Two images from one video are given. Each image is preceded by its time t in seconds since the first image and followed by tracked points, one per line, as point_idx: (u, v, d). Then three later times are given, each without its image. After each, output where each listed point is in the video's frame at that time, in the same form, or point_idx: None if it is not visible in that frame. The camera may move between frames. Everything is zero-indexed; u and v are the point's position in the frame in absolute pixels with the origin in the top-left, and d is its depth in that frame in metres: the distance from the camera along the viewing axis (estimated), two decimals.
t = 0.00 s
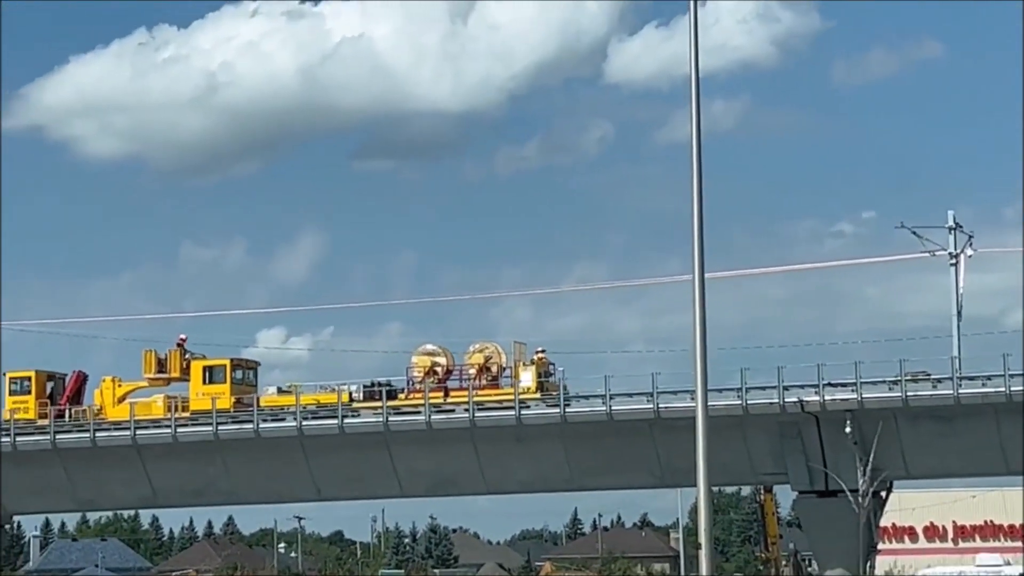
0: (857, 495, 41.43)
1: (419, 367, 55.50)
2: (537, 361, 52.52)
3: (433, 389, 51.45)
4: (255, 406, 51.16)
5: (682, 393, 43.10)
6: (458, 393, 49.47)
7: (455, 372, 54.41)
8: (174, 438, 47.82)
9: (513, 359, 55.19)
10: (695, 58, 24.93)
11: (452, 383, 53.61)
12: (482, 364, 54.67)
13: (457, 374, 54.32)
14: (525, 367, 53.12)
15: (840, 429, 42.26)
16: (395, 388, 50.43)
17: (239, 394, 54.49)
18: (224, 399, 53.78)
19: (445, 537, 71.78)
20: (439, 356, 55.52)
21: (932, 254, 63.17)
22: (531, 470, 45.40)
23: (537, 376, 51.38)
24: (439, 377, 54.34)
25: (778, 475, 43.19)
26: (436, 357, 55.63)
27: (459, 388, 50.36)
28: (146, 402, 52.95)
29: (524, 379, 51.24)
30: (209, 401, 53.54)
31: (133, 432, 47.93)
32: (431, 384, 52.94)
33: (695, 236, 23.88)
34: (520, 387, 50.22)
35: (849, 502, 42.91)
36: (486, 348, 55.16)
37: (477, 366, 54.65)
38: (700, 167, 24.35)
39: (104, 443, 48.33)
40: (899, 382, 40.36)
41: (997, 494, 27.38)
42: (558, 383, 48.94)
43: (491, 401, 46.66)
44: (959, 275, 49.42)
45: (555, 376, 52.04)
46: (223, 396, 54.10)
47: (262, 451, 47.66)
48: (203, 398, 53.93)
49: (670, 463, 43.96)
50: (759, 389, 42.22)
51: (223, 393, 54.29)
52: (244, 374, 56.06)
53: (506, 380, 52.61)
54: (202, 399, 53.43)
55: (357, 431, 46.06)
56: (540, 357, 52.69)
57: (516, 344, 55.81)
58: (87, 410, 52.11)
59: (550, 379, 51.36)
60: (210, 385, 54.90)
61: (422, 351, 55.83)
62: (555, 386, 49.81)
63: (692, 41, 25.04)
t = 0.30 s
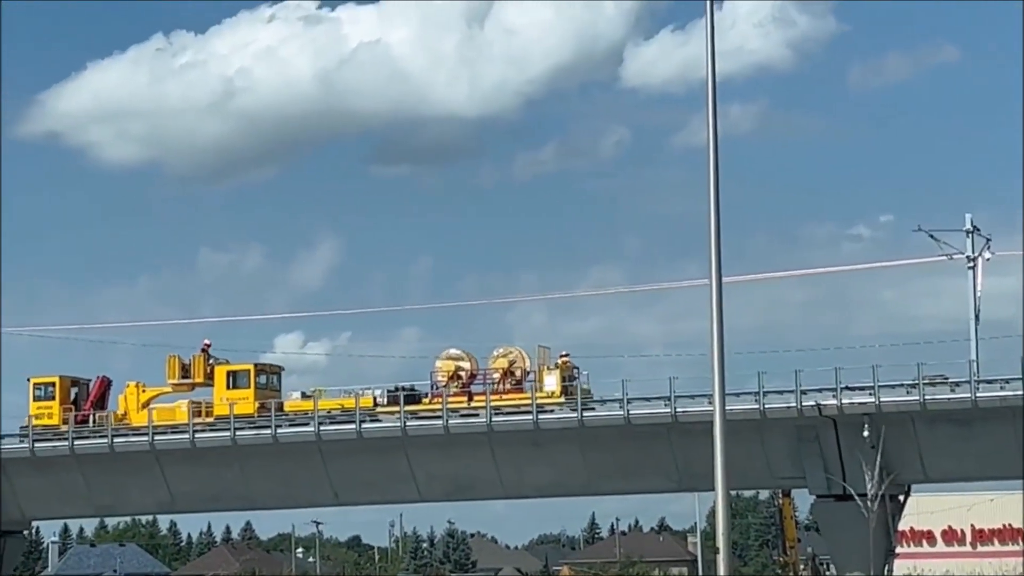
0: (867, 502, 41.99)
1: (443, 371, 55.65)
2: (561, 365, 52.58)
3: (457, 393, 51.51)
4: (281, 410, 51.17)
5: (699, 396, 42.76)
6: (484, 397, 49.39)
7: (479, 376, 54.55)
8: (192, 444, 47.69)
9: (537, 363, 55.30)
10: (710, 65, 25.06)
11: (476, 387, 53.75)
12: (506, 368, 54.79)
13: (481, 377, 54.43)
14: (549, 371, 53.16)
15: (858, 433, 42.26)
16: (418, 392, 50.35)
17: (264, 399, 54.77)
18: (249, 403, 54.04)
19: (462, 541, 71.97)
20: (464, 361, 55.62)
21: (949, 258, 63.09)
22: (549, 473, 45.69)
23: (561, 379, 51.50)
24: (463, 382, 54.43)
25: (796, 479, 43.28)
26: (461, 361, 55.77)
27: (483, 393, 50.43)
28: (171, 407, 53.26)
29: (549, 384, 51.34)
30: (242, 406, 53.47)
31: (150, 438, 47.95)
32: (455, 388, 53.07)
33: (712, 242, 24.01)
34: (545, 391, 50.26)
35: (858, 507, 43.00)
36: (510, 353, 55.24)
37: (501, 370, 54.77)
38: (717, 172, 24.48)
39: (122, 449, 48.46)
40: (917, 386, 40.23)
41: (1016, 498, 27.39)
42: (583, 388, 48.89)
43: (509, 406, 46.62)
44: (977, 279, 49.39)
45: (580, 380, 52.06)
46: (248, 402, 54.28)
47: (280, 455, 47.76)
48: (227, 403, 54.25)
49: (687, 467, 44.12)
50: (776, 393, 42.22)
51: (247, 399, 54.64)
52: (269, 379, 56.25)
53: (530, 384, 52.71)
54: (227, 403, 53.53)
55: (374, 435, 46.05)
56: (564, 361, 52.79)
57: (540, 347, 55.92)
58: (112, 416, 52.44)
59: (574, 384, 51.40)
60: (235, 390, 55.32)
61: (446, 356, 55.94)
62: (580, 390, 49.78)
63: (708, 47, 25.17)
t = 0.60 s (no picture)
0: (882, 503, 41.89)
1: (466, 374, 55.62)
2: (584, 368, 52.61)
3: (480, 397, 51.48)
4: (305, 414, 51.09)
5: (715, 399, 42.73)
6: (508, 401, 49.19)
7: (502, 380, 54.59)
8: (208, 448, 48.00)
9: (560, 366, 55.35)
10: (726, 68, 25.10)
11: (498, 390, 53.81)
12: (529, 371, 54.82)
13: (504, 381, 54.48)
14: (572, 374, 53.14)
15: (874, 436, 42.23)
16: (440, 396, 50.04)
17: (286, 403, 54.91)
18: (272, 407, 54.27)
19: (478, 545, 72.03)
20: (486, 363, 55.63)
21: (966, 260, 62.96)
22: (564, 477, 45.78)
23: (584, 382, 51.51)
24: (486, 385, 54.43)
25: (813, 482, 43.27)
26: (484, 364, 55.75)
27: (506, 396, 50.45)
28: (195, 411, 53.47)
29: (572, 386, 51.35)
30: (263, 408, 53.84)
31: (167, 442, 48.22)
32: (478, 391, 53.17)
33: (728, 245, 24.04)
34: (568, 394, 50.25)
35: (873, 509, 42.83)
36: (532, 356, 55.24)
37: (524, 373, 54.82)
38: (732, 175, 24.52)
39: (139, 453, 48.71)
40: (933, 388, 40.32)
41: None
42: (605, 391, 48.86)
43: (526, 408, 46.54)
44: (993, 281, 49.28)
45: (603, 383, 52.04)
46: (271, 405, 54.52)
47: (297, 459, 47.88)
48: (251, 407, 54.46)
49: (703, 470, 44.09)
50: (793, 396, 42.23)
51: (270, 403, 54.80)
52: (291, 382, 56.40)
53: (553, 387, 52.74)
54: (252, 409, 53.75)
55: (390, 439, 46.20)
56: (587, 364, 52.82)
57: (563, 350, 55.93)
58: (134, 420, 52.67)
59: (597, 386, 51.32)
60: (257, 394, 55.44)
61: (468, 359, 55.93)
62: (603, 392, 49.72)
63: (723, 49, 25.22)
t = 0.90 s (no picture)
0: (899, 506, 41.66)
1: (488, 376, 55.42)
2: (606, 369, 52.60)
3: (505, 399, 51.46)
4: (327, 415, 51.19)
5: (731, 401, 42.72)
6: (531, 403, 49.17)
7: (524, 381, 54.59)
8: (225, 450, 48.14)
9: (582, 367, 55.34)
10: (741, 68, 25.16)
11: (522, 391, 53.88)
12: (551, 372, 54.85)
13: (526, 382, 54.47)
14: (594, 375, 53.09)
15: (891, 437, 42.14)
16: (463, 398, 49.97)
17: (308, 404, 55.03)
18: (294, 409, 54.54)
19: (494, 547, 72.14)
20: (509, 365, 55.48)
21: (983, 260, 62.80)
22: (580, 479, 45.85)
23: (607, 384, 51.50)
24: (508, 387, 54.44)
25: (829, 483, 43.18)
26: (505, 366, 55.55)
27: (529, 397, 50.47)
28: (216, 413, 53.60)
29: (594, 388, 51.37)
30: (283, 412, 54.17)
31: (183, 443, 48.38)
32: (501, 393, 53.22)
33: (743, 246, 24.08)
34: (589, 395, 50.27)
35: (890, 512, 42.66)
36: (554, 356, 55.23)
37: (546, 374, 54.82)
38: (748, 176, 24.55)
39: (155, 455, 48.86)
40: (949, 389, 40.07)
41: None
42: (629, 392, 48.83)
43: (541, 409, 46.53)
44: (1010, 281, 49.15)
45: (626, 385, 51.98)
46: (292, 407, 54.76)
47: (312, 461, 48.03)
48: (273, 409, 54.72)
49: (720, 471, 44.06)
50: (809, 398, 42.14)
51: (292, 404, 54.92)
52: (313, 384, 56.55)
53: (576, 388, 52.74)
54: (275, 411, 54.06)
55: (406, 441, 46.25)
56: (609, 365, 52.79)
57: (585, 351, 55.92)
58: (155, 421, 52.84)
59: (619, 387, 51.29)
60: (279, 395, 55.63)
61: (491, 360, 55.90)
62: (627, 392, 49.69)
63: (738, 49, 25.28)
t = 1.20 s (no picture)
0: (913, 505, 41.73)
1: (509, 375, 55.66)
2: (628, 367, 52.75)
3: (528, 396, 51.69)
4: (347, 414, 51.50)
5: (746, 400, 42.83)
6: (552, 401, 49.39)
7: (546, 380, 54.77)
8: (240, 449, 48.40)
9: (603, 365, 55.52)
10: (756, 67, 25.32)
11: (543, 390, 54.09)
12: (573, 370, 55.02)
13: (548, 381, 54.67)
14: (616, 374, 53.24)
15: (906, 436, 42.26)
16: (485, 396, 50.17)
17: (329, 403, 55.33)
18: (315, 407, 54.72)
19: (509, 546, 72.39)
20: (530, 364, 55.69)
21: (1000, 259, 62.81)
22: (596, 478, 46.03)
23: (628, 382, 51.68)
24: (530, 386, 54.65)
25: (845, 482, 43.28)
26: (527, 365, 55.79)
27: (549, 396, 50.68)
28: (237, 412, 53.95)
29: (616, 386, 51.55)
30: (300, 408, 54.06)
31: (198, 442, 48.74)
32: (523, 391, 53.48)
33: (759, 246, 24.25)
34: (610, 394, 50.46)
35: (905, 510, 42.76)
36: (576, 355, 55.42)
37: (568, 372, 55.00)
38: (764, 177, 24.71)
39: (170, 454, 49.17)
40: (965, 388, 40.21)
41: None
42: (651, 392, 48.97)
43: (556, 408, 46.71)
44: None
45: (647, 383, 52.14)
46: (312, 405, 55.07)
47: (328, 460, 48.31)
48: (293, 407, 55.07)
49: (735, 470, 44.16)
50: (824, 397, 42.26)
51: (313, 402, 55.22)
52: (334, 383, 56.85)
53: (597, 387, 52.96)
54: (294, 409, 54.13)
55: (422, 440, 46.49)
56: (631, 363, 52.95)
57: (607, 350, 56.19)
58: (176, 420, 53.18)
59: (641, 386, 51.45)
60: (300, 394, 56.02)
61: (512, 359, 56.10)
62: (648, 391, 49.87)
63: (754, 49, 25.44)
